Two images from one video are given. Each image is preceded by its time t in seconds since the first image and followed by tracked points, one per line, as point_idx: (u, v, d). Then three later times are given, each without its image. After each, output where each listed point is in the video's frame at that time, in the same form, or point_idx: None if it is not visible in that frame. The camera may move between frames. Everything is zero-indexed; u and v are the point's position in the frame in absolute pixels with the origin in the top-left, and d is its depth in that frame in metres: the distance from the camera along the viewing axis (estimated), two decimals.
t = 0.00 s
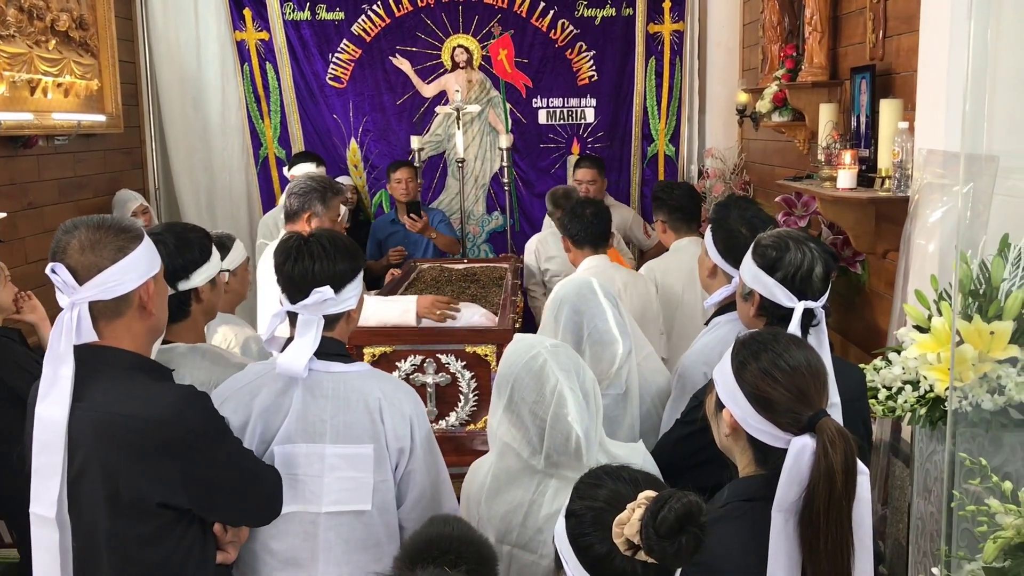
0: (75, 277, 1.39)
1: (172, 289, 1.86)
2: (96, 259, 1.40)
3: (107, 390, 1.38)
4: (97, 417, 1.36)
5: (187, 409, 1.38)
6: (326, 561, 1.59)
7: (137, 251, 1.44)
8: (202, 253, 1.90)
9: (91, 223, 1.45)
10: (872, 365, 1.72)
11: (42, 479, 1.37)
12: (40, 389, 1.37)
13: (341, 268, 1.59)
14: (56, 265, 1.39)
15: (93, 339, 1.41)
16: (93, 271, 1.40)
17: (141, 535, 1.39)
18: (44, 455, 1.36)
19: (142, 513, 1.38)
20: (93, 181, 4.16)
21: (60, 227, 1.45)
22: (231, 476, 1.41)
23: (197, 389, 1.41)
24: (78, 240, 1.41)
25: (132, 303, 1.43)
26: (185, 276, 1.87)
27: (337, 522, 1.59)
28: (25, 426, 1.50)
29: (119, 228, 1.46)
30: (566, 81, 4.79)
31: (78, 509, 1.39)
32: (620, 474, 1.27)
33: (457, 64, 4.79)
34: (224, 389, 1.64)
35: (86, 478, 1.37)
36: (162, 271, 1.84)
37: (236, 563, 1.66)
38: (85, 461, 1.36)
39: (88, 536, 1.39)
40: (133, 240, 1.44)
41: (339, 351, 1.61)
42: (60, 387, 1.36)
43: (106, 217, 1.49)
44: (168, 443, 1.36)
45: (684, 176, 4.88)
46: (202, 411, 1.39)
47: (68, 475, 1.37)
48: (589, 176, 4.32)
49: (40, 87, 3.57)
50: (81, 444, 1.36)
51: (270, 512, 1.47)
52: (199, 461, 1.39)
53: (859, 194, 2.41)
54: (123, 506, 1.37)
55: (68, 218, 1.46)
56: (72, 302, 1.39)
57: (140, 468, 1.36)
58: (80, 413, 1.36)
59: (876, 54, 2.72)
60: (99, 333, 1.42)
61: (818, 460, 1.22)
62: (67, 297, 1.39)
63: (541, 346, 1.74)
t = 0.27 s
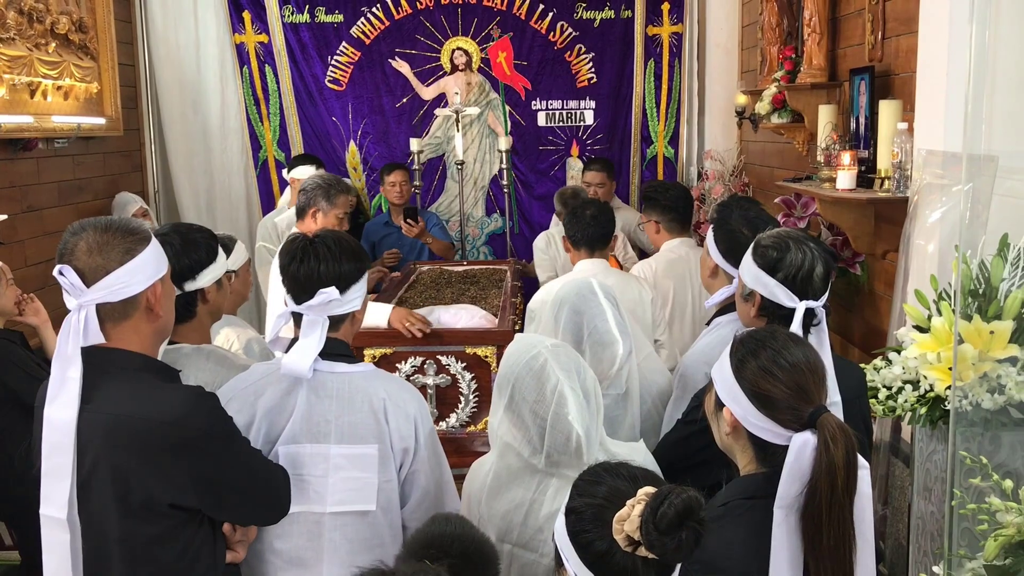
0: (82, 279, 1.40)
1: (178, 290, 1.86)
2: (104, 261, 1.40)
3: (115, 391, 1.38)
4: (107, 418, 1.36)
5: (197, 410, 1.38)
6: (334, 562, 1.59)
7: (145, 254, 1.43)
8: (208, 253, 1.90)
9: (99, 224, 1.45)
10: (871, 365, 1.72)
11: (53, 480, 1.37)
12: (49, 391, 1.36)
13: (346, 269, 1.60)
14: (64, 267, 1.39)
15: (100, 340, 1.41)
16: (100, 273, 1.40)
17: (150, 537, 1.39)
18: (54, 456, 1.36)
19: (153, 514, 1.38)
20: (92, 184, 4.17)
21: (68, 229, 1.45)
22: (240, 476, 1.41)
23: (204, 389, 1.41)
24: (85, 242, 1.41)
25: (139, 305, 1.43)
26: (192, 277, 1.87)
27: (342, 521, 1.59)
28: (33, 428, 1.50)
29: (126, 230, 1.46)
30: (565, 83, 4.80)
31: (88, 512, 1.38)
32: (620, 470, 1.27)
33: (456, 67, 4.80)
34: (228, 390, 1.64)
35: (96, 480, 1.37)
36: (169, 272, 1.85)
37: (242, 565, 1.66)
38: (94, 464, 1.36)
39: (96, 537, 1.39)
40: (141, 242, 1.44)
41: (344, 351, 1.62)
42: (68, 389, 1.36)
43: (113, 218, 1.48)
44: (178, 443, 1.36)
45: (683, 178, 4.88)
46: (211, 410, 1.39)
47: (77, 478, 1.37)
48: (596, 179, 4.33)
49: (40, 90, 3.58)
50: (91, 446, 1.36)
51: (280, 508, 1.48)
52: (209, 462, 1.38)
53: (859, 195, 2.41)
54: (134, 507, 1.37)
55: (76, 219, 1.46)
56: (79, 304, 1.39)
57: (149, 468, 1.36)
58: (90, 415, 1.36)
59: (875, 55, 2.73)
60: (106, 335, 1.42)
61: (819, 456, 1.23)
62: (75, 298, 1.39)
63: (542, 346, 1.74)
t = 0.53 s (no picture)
0: (89, 278, 1.40)
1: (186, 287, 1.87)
2: (111, 260, 1.40)
3: (121, 390, 1.38)
4: (113, 417, 1.36)
5: (203, 406, 1.38)
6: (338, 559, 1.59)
7: (152, 253, 1.43)
8: (214, 250, 1.90)
9: (106, 223, 1.45)
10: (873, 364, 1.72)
11: (60, 479, 1.37)
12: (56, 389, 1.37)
13: (348, 266, 1.60)
14: (71, 267, 1.39)
15: (107, 340, 1.42)
16: (107, 273, 1.40)
17: (157, 535, 1.39)
18: (61, 455, 1.36)
19: (159, 512, 1.39)
20: (95, 185, 4.18)
21: (75, 227, 1.45)
22: (245, 473, 1.42)
23: (213, 388, 1.41)
24: (92, 242, 1.41)
25: (146, 305, 1.43)
26: (199, 275, 1.87)
27: (346, 518, 1.60)
28: (39, 426, 1.50)
29: (134, 229, 1.46)
30: (566, 84, 4.81)
31: (94, 510, 1.39)
32: (619, 464, 1.27)
33: (458, 67, 4.80)
34: (231, 387, 1.65)
35: (103, 478, 1.37)
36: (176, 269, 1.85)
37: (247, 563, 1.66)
38: (102, 461, 1.37)
39: (103, 535, 1.39)
40: (148, 241, 1.44)
41: (346, 349, 1.62)
42: (75, 388, 1.36)
43: (121, 217, 1.48)
44: (184, 441, 1.36)
45: (684, 179, 4.89)
46: (218, 409, 1.39)
47: (84, 476, 1.37)
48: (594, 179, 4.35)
49: (42, 91, 3.58)
50: (98, 444, 1.36)
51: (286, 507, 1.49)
52: (216, 460, 1.39)
53: (860, 194, 2.41)
54: (140, 506, 1.38)
55: (83, 218, 1.46)
56: (86, 303, 1.39)
57: (155, 466, 1.37)
58: (97, 413, 1.36)
59: (877, 55, 2.73)
60: (112, 335, 1.42)
61: (819, 451, 1.23)
62: (82, 298, 1.39)
63: (545, 343, 1.75)
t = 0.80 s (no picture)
0: (89, 275, 1.39)
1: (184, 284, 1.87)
2: (110, 257, 1.40)
3: (119, 387, 1.37)
4: (110, 415, 1.36)
5: (200, 403, 1.38)
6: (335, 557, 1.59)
7: (152, 250, 1.43)
8: (212, 247, 1.90)
9: (107, 220, 1.45)
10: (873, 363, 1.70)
11: (57, 476, 1.36)
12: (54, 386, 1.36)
13: (342, 264, 1.60)
14: (71, 263, 1.39)
15: (106, 337, 1.41)
16: (107, 269, 1.39)
17: (155, 533, 1.39)
18: (58, 453, 1.36)
19: (156, 510, 1.38)
20: (95, 184, 4.18)
21: (76, 224, 1.45)
22: (242, 471, 1.41)
23: (211, 386, 1.41)
24: (92, 238, 1.41)
25: (145, 302, 1.43)
26: (197, 272, 1.87)
27: (341, 516, 1.59)
28: (36, 424, 1.50)
29: (134, 225, 1.45)
30: (567, 84, 4.80)
31: (91, 508, 1.38)
32: (616, 462, 1.27)
33: (459, 67, 4.80)
34: (227, 383, 1.65)
35: (100, 476, 1.37)
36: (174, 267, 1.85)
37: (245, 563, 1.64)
38: (99, 459, 1.36)
39: (101, 533, 1.39)
40: (148, 238, 1.44)
41: (341, 346, 1.62)
42: (73, 385, 1.36)
43: (121, 213, 1.48)
44: (181, 439, 1.36)
45: (685, 179, 4.88)
46: (216, 407, 1.39)
47: (81, 474, 1.37)
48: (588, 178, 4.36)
49: (43, 90, 3.58)
50: (95, 442, 1.36)
51: (284, 506, 1.49)
52: (213, 458, 1.38)
53: (860, 194, 2.40)
54: (137, 503, 1.37)
55: (84, 213, 1.46)
56: (85, 300, 1.39)
57: (152, 464, 1.36)
58: (94, 410, 1.36)
59: (878, 54, 2.73)
60: (111, 332, 1.42)
61: (813, 450, 1.23)
62: (81, 294, 1.39)
63: (545, 340, 1.75)
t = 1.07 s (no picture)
0: (82, 273, 1.38)
1: (180, 283, 1.86)
2: (104, 255, 1.39)
3: (112, 386, 1.36)
4: (103, 414, 1.35)
5: (193, 402, 1.36)
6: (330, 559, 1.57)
7: (146, 248, 1.42)
8: (207, 246, 1.89)
9: (101, 218, 1.44)
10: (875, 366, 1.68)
11: (50, 476, 1.35)
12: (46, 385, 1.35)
13: (336, 263, 1.59)
14: (64, 261, 1.38)
15: (99, 336, 1.40)
16: (100, 268, 1.38)
17: (149, 533, 1.38)
18: (51, 452, 1.34)
19: (149, 510, 1.37)
20: (97, 184, 4.17)
21: (70, 222, 1.44)
22: (236, 471, 1.40)
23: (204, 384, 1.40)
24: (85, 236, 1.40)
25: (139, 300, 1.42)
26: (193, 271, 1.86)
27: (335, 517, 1.58)
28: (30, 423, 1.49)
29: (128, 223, 1.44)
30: (570, 85, 4.79)
31: (84, 509, 1.37)
32: (609, 466, 1.26)
33: (462, 68, 4.79)
34: (219, 383, 1.64)
35: (93, 476, 1.36)
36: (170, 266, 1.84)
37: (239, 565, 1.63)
38: (92, 459, 1.35)
39: (93, 533, 1.38)
40: (142, 237, 1.43)
41: (335, 345, 1.60)
42: (66, 384, 1.35)
43: (116, 212, 1.46)
44: (175, 438, 1.34)
45: (688, 181, 4.86)
46: (210, 406, 1.38)
47: (73, 474, 1.35)
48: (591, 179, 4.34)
49: (45, 89, 3.58)
50: (88, 441, 1.34)
51: (279, 505, 1.47)
52: (207, 458, 1.37)
53: (864, 196, 2.39)
54: (131, 503, 1.36)
55: (78, 212, 1.45)
56: (78, 298, 1.38)
57: (145, 463, 1.35)
58: (87, 409, 1.35)
59: (882, 56, 2.71)
60: (105, 331, 1.41)
61: (810, 453, 1.21)
62: (74, 292, 1.38)
63: (546, 341, 1.73)
